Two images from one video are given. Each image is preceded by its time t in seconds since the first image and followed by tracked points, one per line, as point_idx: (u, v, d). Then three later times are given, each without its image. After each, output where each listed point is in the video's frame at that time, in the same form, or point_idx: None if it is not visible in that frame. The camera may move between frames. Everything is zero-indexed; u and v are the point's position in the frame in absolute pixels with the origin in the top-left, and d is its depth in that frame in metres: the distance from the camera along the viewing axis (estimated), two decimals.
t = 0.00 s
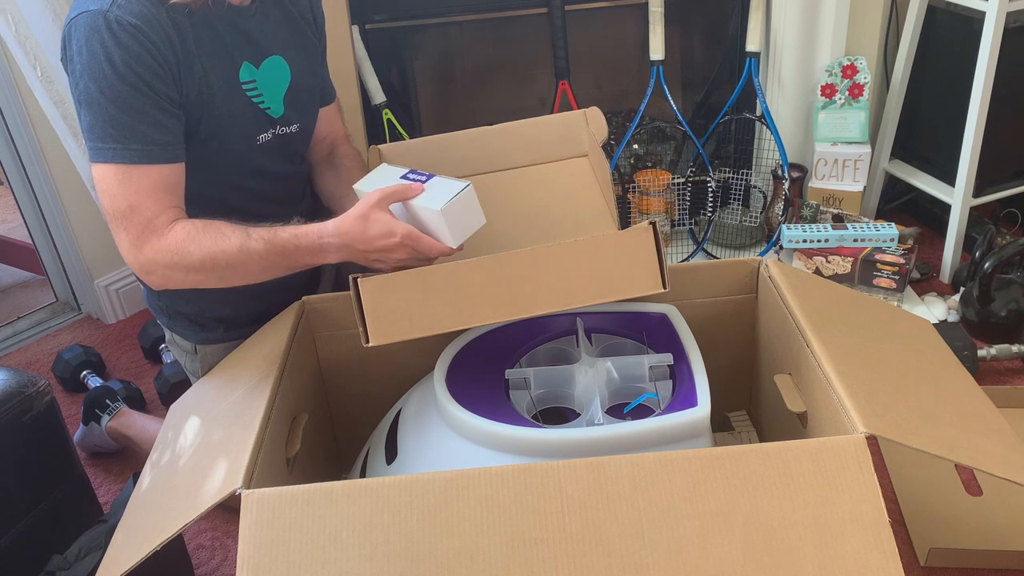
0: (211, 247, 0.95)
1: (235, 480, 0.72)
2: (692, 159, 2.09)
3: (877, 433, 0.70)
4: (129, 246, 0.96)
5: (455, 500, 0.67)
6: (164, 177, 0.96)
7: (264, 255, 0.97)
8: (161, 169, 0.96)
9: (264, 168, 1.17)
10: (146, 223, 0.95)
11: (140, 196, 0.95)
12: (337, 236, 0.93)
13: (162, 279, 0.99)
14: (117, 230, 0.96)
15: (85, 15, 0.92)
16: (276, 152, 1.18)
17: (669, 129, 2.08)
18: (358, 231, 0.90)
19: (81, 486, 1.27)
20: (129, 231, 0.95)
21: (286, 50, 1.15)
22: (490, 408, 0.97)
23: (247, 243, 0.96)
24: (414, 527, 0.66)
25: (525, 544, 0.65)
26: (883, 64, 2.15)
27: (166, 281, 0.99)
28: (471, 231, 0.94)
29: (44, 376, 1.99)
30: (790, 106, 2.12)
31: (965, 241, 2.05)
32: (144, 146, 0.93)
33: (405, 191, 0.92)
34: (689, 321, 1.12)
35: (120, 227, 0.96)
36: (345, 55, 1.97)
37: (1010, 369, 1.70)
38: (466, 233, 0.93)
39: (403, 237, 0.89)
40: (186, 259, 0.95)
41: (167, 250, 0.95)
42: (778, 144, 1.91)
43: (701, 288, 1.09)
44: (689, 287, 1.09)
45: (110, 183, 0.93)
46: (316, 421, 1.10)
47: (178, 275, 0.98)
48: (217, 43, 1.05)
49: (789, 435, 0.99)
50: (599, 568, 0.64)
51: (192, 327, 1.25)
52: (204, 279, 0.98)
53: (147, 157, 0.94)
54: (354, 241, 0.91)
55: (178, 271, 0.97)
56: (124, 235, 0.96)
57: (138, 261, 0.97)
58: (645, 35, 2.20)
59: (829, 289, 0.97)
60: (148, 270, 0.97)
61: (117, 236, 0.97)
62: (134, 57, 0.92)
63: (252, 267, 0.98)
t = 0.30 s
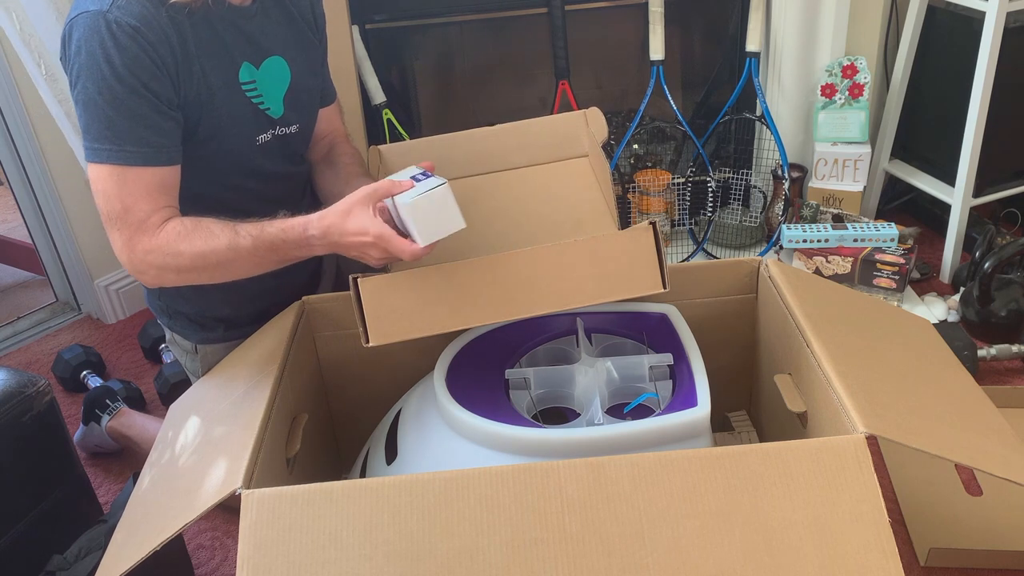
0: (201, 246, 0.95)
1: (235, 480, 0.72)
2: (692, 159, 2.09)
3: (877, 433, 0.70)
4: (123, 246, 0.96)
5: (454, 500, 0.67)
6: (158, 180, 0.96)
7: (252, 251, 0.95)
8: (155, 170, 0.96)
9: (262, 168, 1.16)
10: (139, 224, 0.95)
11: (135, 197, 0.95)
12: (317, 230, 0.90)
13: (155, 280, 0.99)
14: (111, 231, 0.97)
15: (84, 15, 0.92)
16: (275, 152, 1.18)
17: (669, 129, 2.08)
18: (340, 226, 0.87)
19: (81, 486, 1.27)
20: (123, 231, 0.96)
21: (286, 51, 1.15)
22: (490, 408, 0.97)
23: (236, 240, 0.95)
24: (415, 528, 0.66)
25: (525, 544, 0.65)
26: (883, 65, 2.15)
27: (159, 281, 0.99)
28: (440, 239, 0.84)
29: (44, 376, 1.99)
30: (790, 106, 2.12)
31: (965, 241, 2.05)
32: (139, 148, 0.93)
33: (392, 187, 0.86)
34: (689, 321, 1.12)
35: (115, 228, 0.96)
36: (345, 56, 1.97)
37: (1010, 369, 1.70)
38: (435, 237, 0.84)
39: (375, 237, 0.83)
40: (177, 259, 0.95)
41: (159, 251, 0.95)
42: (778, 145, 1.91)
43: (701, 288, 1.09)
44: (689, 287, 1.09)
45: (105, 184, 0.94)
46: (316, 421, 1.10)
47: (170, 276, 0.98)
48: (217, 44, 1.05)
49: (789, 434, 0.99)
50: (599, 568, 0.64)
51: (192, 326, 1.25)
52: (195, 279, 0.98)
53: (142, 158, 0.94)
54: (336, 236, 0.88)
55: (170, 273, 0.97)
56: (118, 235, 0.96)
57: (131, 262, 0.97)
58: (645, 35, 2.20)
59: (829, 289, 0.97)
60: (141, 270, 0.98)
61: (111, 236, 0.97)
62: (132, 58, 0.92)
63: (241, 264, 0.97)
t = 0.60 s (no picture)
0: (189, 242, 0.96)
1: (235, 481, 0.72)
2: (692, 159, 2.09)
3: (877, 433, 0.70)
4: (113, 244, 0.97)
5: (455, 500, 0.67)
6: (147, 182, 0.96)
7: (238, 245, 0.97)
8: (144, 172, 0.95)
9: (260, 168, 1.16)
10: (129, 223, 0.96)
11: (125, 198, 0.95)
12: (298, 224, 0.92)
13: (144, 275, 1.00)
14: (101, 230, 0.97)
15: (80, 16, 0.92)
16: (274, 152, 1.18)
17: (669, 129, 2.08)
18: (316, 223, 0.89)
19: (82, 486, 1.27)
20: (113, 230, 0.96)
21: (285, 52, 1.15)
22: (490, 408, 0.97)
23: (223, 236, 0.97)
24: (415, 528, 0.66)
25: (525, 544, 0.65)
26: (882, 65, 2.15)
27: (147, 276, 1.00)
28: (395, 242, 0.80)
29: (44, 376, 1.98)
30: (790, 106, 2.12)
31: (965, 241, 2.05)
32: (128, 150, 0.93)
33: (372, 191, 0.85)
34: (689, 321, 1.12)
35: (105, 227, 0.96)
36: (345, 56, 1.97)
37: (1010, 369, 1.70)
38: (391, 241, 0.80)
39: (339, 236, 0.85)
40: (166, 255, 0.96)
41: (147, 248, 0.96)
42: (778, 145, 1.91)
43: (701, 288, 1.09)
44: (689, 287, 1.09)
45: (94, 184, 0.94)
46: (316, 420, 1.10)
47: (158, 272, 0.99)
48: (214, 46, 1.04)
49: (789, 434, 0.99)
50: (599, 568, 0.64)
51: (193, 326, 1.25)
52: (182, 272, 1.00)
53: (131, 160, 0.94)
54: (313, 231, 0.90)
55: (158, 269, 0.98)
56: (108, 234, 0.97)
57: (119, 259, 0.98)
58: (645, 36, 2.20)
59: (829, 289, 0.97)
60: (129, 266, 0.98)
61: (101, 235, 0.98)
62: (126, 60, 0.92)
63: (228, 258, 0.99)
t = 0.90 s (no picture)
0: (169, 242, 0.96)
1: (234, 480, 0.72)
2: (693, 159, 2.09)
3: (877, 433, 0.70)
4: (94, 241, 0.96)
5: (455, 499, 0.67)
6: (130, 181, 0.96)
7: (218, 246, 0.98)
8: (128, 172, 0.95)
9: (260, 168, 1.16)
10: (110, 221, 0.95)
11: (109, 196, 0.95)
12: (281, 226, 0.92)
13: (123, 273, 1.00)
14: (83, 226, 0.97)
15: (78, 14, 0.92)
16: (274, 153, 1.18)
17: (669, 129, 2.08)
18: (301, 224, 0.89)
19: (82, 486, 1.27)
20: (94, 227, 0.95)
21: (285, 52, 1.15)
22: (490, 408, 0.97)
23: (203, 237, 0.97)
24: (415, 528, 0.66)
25: (525, 544, 0.65)
26: (882, 65, 2.15)
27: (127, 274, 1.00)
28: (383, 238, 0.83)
29: (44, 376, 1.98)
30: (790, 106, 2.12)
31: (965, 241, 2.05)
32: (111, 150, 0.92)
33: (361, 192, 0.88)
34: (689, 320, 1.12)
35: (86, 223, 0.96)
36: (345, 56, 1.97)
37: (1010, 369, 1.70)
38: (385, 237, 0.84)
39: (327, 238, 0.85)
40: (146, 253, 0.96)
41: (126, 246, 0.95)
42: (778, 145, 1.91)
43: (701, 288, 1.09)
44: (689, 287, 1.09)
45: (78, 181, 0.93)
46: (316, 420, 1.09)
47: (136, 269, 0.99)
48: (213, 47, 1.04)
49: (788, 434, 0.99)
50: (599, 568, 0.64)
51: (193, 326, 1.25)
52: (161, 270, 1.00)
53: (115, 160, 0.93)
54: (295, 234, 0.90)
55: (137, 267, 0.98)
56: (88, 230, 0.96)
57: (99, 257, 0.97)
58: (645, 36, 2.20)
59: (829, 289, 0.97)
60: (108, 264, 0.98)
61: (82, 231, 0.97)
62: (120, 59, 0.92)
63: (210, 258, 0.99)
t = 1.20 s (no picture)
0: (162, 241, 0.96)
1: (235, 480, 0.72)
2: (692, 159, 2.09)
3: (877, 433, 0.70)
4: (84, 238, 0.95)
5: (455, 500, 0.67)
6: (123, 181, 0.95)
7: (210, 245, 0.98)
8: (121, 172, 0.95)
9: (261, 169, 1.16)
10: (103, 218, 0.95)
11: (104, 195, 0.95)
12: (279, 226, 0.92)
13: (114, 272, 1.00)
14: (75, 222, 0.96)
15: (81, 13, 0.92)
16: (274, 154, 1.18)
17: (669, 129, 2.08)
18: (299, 224, 0.89)
19: (82, 486, 1.27)
20: (86, 224, 0.95)
21: (286, 53, 1.15)
22: (489, 407, 0.97)
23: (196, 234, 0.98)
24: (415, 528, 0.66)
25: (524, 544, 0.65)
26: (883, 65, 2.15)
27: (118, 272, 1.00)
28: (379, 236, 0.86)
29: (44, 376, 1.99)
30: (790, 106, 2.12)
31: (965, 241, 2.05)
32: (108, 149, 0.92)
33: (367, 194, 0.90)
34: (689, 321, 1.12)
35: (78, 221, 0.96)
36: (346, 56, 1.97)
37: (1010, 369, 1.70)
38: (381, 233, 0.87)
39: (336, 232, 0.84)
40: (139, 251, 0.96)
41: (119, 244, 0.95)
42: (778, 144, 1.91)
43: (701, 288, 1.09)
44: (690, 287, 1.09)
45: (71, 177, 0.93)
46: (315, 420, 1.09)
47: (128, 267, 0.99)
48: (216, 48, 1.04)
49: (788, 434, 0.99)
50: (599, 568, 0.64)
51: (193, 326, 1.25)
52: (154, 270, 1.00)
53: (111, 159, 0.93)
54: (292, 233, 0.90)
55: (129, 265, 0.98)
56: (79, 227, 0.96)
57: (90, 255, 0.97)
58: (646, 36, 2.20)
59: (829, 289, 0.97)
60: (99, 262, 0.98)
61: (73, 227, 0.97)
62: (120, 59, 0.92)
63: (202, 259, 0.99)
